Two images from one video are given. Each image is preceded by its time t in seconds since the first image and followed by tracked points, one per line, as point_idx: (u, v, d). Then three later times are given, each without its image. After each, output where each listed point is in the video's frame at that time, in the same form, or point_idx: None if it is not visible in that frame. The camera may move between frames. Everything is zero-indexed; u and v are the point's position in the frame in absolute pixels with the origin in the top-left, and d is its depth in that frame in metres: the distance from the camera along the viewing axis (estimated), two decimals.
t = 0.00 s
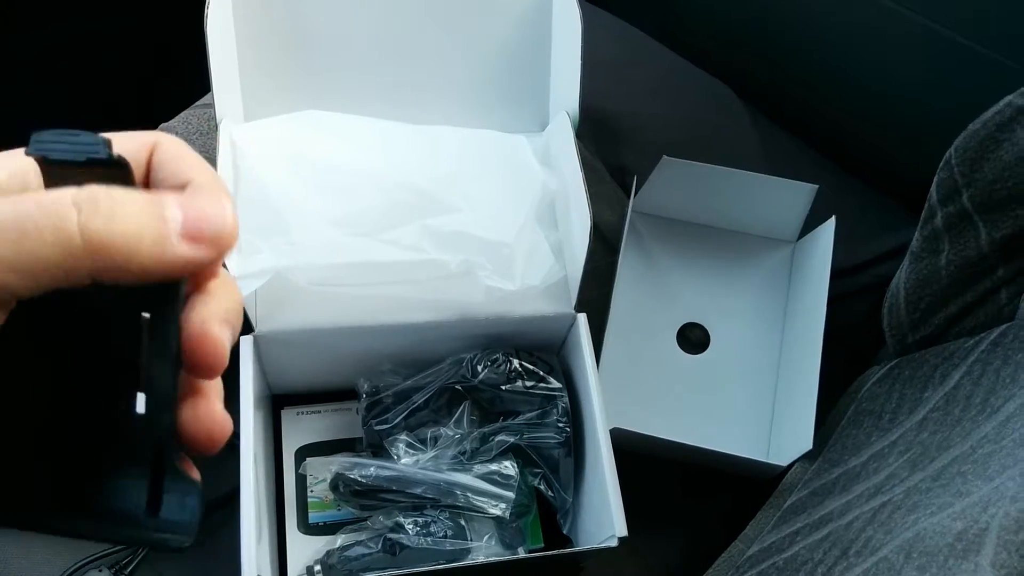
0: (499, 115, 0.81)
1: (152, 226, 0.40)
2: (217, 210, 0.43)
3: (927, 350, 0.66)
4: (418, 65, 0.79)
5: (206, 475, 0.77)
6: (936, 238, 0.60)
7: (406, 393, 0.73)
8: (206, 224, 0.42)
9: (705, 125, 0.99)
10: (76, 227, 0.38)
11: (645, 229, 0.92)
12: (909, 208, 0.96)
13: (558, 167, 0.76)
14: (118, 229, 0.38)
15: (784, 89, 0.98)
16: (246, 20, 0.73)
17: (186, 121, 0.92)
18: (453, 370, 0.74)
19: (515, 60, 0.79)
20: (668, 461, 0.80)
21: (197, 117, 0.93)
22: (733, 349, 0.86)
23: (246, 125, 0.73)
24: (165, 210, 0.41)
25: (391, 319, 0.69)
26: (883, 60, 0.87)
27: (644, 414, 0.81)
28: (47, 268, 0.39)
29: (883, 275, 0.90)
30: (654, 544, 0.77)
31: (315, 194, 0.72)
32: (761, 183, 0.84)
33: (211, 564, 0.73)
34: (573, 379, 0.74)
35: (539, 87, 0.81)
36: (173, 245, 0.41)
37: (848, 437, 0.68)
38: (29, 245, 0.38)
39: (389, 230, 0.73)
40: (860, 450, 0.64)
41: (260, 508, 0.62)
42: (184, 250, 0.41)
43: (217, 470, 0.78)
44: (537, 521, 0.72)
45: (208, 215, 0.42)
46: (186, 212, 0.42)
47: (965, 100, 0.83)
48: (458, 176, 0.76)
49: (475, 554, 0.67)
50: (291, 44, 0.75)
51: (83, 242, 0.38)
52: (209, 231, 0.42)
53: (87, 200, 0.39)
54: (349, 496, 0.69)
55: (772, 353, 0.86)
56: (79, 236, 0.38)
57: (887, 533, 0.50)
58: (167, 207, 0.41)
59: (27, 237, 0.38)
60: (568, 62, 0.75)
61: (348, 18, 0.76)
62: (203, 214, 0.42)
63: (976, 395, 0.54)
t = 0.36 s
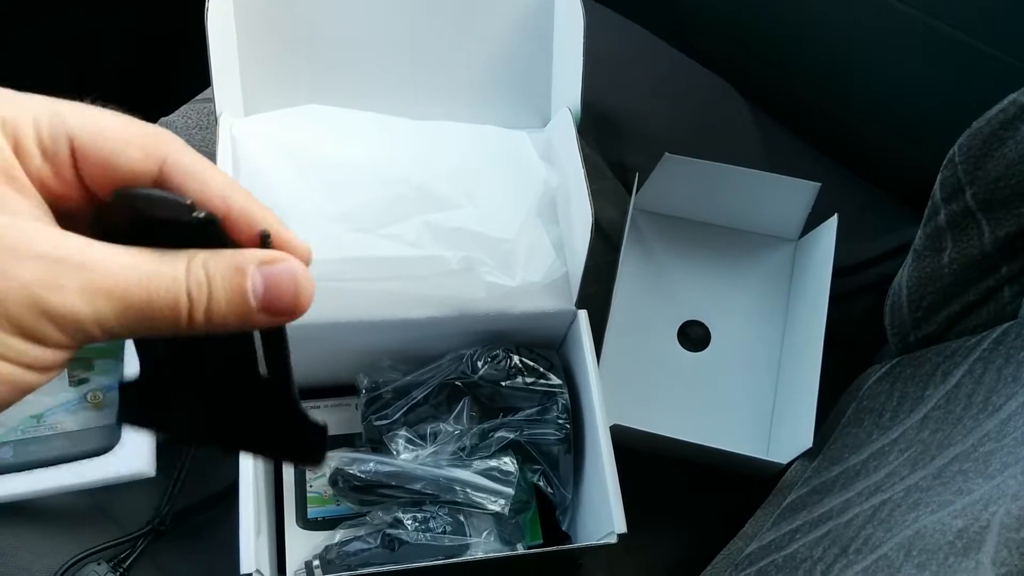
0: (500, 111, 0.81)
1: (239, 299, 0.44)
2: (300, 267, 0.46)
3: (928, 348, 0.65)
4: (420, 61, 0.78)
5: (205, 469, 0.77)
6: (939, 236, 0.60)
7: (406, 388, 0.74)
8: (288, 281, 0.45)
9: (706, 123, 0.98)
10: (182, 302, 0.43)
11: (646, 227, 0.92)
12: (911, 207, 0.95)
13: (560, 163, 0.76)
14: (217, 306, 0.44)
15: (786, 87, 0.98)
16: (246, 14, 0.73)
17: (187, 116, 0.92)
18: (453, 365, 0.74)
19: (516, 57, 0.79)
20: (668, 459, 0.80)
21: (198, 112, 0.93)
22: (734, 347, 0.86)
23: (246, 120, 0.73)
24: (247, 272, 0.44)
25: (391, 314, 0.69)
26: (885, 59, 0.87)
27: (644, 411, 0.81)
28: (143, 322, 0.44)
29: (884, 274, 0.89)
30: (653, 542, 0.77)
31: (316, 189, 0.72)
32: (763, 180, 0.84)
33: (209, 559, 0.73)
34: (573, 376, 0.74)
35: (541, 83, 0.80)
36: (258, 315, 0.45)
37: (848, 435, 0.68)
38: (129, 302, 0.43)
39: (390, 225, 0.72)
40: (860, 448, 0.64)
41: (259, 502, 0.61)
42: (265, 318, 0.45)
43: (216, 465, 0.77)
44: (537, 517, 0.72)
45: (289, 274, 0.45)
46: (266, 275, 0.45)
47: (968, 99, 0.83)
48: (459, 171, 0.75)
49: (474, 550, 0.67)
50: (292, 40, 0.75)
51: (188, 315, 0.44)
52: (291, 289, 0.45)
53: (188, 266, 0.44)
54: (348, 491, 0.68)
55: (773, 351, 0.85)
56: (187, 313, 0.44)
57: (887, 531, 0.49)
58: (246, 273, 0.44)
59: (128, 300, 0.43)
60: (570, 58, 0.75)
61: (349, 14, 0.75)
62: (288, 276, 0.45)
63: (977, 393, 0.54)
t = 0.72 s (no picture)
0: (500, 107, 0.81)
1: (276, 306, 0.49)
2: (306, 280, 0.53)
3: (928, 347, 0.65)
4: (418, 57, 0.78)
5: (201, 465, 0.77)
6: (937, 236, 0.60)
7: (404, 384, 0.73)
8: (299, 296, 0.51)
9: (706, 121, 0.98)
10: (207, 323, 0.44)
11: (646, 224, 0.91)
12: (910, 206, 0.95)
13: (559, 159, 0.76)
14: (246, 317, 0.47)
15: (786, 86, 0.98)
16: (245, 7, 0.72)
17: (186, 110, 0.92)
18: (452, 362, 0.73)
19: (515, 53, 0.79)
20: (666, 457, 0.80)
21: (197, 106, 0.93)
22: (732, 346, 0.86)
23: (245, 113, 0.72)
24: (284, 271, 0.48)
25: (388, 310, 0.69)
26: (886, 58, 0.87)
27: (642, 409, 0.81)
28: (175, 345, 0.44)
29: (882, 273, 0.89)
30: (650, 540, 0.77)
31: (314, 183, 0.71)
32: (762, 178, 0.83)
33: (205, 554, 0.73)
34: (572, 373, 0.73)
35: (541, 79, 0.80)
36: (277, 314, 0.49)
37: (846, 434, 0.68)
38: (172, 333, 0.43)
39: (389, 220, 0.72)
40: (858, 447, 0.64)
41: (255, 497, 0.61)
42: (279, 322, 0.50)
43: (212, 461, 0.77)
44: (534, 516, 0.72)
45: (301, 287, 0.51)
46: (262, 286, 0.46)
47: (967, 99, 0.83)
48: (458, 166, 0.75)
49: (471, 547, 0.67)
50: (290, 35, 0.74)
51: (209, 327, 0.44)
52: (288, 300, 0.47)
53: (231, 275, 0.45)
54: (345, 488, 0.68)
55: (771, 350, 0.85)
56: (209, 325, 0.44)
57: (885, 529, 0.49)
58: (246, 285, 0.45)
59: (187, 326, 0.43)
60: (571, 53, 0.75)
61: (348, 9, 0.75)
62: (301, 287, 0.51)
63: (976, 392, 0.54)
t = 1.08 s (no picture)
0: (497, 112, 0.81)
1: (207, 314, 0.43)
2: (266, 263, 0.43)
3: (923, 349, 0.65)
4: (416, 61, 0.78)
5: (200, 470, 0.77)
6: (932, 238, 0.60)
7: (401, 388, 0.74)
8: (254, 295, 0.43)
9: (702, 125, 0.99)
10: (148, 328, 0.42)
11: (642, 227, 0.92)
12: (905, 208, 0.96)
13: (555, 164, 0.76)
14: (179, 330, 0.43)
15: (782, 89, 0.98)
16: (243, 13, 0.72)
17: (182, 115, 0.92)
18: (450, 365, 0.74)
19: (512, 57, 0.79)
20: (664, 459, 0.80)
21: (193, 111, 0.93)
22: (729, 347, 0.86)
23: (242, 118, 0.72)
24: (206, 284, 0.43)
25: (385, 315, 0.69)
26: (881, 61, 0.87)
27: (640, 412, 0.81)
28: (94, 365, 0.43)
29: (878, 276, 0.90)
30: (648, 541, 0.77)
31: (312, 189, 0.72)
32: (757, 179, 0.83)
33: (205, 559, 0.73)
34: (569, 376, 0.73)
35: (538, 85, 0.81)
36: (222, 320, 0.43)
37: (842, 436, 0.68)
38: (62, 346, 0.41)
39: (387, 226, 0.73)
40: (854, 449, 0.64)
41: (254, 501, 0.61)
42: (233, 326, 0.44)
43: (211, 467, 0.77)
44: (532, 519, 0.73)
45: (249, 274, 0.43)
46: (224, 282, 0.43)
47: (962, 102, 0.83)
48: (455, 171, 0.76)
49: (470, 551, 0.67)
50: (288, 39, 0.75)
51: (152, 344, 0.43)
52: (250, 295, 0.43)
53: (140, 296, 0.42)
54: (344, 492, 0.68)
55: (767, 353, 0.86)
56: (153, 341, 0.43)
57: (881, 532, 0.50)
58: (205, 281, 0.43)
59: (76, 344, 0.42)
60: (567, 59, 0.75)
61: (346, 15, 0.75)
62: (252, 279, 0.43)
63: (971, 394, 0.55)
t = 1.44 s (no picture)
0: (496, 118, 0.81)
1: (190, 305, 0.43)
2: (229, 240, 0.43)
3: (922, 352, 0.65)
4: (415, 68, 0.79)
5: (202, 476, 0.77)
6: (931, 242, 0.61)
7: (401, 394, 0.74)
8: (228, 274, 0.42)
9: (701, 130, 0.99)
10: (137, 338, 0.43)
11: (642, 232, 0.92)
12: (903, 211, 0.96)
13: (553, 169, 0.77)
14: (168, 328, 0.43)
15: (781, 93, 0.98)
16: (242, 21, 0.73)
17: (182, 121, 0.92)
18: (450, 370, 0.74)
19: (511, 63, 0.80)
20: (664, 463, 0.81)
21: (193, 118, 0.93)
22: (729, 351, 0.86)
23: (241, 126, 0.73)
24: (180, 275, 0.43)
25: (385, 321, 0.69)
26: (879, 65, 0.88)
27: (640, 416, 0.81)
28: (94, 385, 0.44)
29: (877, 279, 0.90)
30: (650, 545, 0.78)
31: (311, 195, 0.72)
32: (757, 185, 0.84)
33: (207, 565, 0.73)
34: (568, 381, 0.73)
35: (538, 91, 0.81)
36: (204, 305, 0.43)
37: (842, 439, 0.68)
38: (60, 380, 0.42)
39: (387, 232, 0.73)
40: (855, 452, 0.64)
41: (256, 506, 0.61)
42: (218, 308, 0.44)
43: (213, 472, 0.78)
44: (532, 522, 0.72)
45: (219, 254, 0.42)
46: (196, 268, 0.43)
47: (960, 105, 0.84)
48: (454, 178, 0.76)
49: (471, 555, 0.67)
50: (288, 45, 0.75)
51: (142, 345, 0.43)
52: (223, 273, 0.42)
53: (117, 309, 0.43)
54: (345, 497, 0.68)
55: (767, 357, 0.86)
56: (147, 344, 0.44)
57: (882, 536, 0.50)
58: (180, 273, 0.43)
59: (69, 371, 0.42)
60: (565, 64, 0.75)
61: (345, 22, 0.76)
62: (220, 259, 0.42)
63: (970, 398, 0.55)
